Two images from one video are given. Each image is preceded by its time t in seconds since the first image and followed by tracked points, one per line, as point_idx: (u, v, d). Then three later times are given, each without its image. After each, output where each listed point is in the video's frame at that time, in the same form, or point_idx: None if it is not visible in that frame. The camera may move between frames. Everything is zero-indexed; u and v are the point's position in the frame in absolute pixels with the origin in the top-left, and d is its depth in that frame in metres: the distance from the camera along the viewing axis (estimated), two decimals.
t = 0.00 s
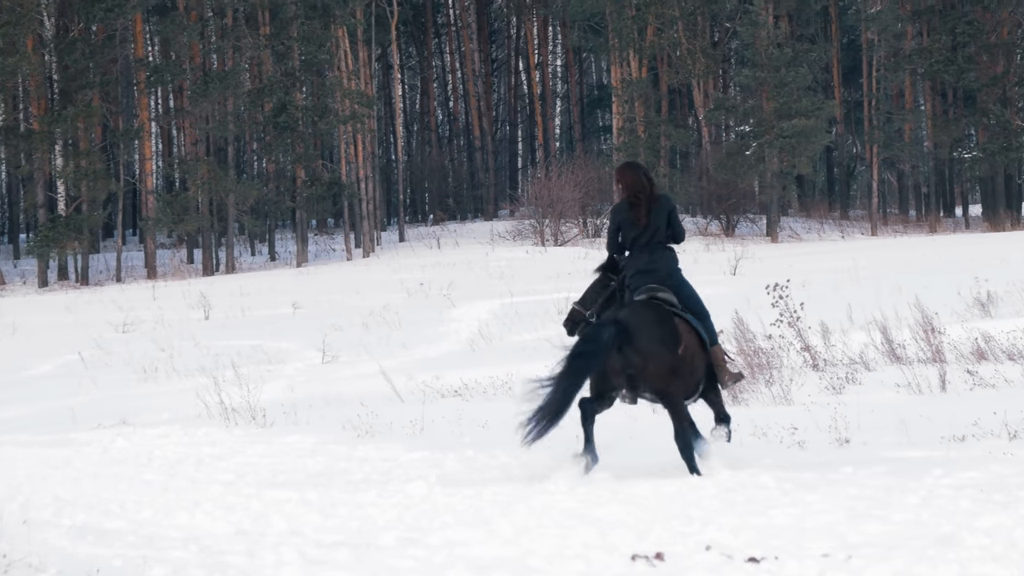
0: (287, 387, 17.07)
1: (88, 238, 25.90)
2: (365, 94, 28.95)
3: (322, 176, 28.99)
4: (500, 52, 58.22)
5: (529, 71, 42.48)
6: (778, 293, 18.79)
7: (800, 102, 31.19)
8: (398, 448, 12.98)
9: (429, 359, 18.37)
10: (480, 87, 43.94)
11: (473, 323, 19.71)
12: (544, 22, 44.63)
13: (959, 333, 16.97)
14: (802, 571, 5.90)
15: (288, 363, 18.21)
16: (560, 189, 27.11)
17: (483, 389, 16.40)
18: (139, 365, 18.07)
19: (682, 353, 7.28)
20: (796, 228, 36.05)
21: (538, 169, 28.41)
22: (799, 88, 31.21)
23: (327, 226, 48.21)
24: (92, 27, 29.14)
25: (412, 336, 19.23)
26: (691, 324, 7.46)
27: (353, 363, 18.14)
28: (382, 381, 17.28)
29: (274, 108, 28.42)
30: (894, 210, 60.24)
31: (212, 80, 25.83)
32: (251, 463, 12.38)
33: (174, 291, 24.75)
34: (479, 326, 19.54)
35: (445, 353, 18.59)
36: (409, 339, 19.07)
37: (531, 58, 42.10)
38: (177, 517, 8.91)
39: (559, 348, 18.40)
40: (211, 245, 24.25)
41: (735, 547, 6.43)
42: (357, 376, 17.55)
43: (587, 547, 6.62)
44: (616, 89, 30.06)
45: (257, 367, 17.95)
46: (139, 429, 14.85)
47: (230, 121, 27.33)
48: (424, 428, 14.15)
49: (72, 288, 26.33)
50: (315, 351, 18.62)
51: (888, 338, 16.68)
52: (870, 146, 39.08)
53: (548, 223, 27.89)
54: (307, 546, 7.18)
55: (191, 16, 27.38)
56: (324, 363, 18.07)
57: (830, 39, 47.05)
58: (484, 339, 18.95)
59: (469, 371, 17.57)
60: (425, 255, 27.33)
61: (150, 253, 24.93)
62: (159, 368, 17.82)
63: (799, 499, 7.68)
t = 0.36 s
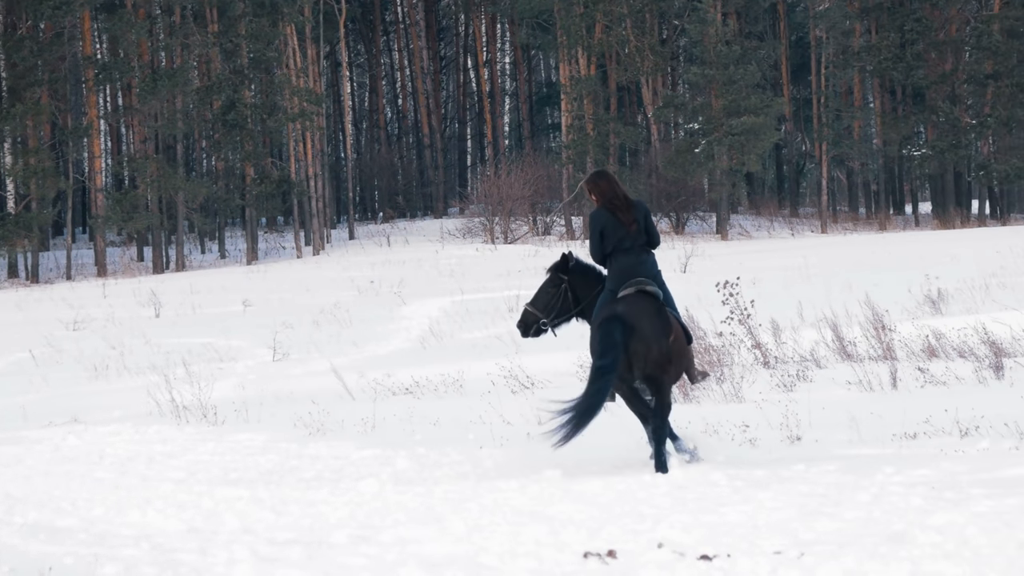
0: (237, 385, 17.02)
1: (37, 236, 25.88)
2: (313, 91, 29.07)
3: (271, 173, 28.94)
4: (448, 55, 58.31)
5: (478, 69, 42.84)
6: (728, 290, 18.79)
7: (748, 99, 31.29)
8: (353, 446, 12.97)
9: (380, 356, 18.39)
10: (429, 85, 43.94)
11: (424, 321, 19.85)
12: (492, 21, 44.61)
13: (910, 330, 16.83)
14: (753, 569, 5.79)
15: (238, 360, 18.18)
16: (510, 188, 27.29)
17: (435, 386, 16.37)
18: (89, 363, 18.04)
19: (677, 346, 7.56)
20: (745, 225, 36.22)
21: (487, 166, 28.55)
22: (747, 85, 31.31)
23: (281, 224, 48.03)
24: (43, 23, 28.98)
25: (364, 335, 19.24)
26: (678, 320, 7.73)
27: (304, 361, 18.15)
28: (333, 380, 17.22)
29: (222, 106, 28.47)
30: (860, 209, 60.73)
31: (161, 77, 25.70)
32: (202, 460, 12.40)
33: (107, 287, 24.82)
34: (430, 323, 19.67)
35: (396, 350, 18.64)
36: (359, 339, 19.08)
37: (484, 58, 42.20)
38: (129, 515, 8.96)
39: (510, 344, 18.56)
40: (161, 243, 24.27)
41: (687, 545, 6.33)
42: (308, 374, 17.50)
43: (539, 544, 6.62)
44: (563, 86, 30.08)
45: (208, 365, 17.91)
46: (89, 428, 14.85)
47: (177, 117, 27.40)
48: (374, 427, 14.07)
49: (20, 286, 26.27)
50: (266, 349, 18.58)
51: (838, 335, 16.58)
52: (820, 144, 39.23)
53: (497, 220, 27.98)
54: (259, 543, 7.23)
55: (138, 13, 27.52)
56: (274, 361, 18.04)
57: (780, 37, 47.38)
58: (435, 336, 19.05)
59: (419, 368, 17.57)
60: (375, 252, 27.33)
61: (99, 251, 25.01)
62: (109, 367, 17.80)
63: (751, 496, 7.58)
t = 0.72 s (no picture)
0: (224, 383, 17.05)
1: (22, 235, 25.91)
2: (298, 90, 29.09)
3: (256, 171, 28.90)
4: (438, 52, 58.29)
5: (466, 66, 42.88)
6: (714, 287, 18.78)
7: (733, 97, 31.20)
8: (339, 443, 12.95)
9: (367, 355, 18.39)
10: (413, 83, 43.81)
11: (409, 320, 19.86)
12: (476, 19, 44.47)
13: (897, 328, 16.80)
14: (741, 567, 5.77)
15: (225, 359, 18.19)
16: (495, 185, 27.28)
17: (420, 384, 16.36)
18: (76, 361, 18.06)
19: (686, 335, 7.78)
20: (729, 223, 36.24)
21: (472, 164, 28.55)
22: (732, 83, 31.26)
23: (271, 222, 47.94)
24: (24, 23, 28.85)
25: (350, 333, 19.22)
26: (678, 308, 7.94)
27: (289, 359, 18.16)
28: (319, 378, 17.24)
29: (207, 104, 28.50)
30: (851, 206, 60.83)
31: (145, 75, 25.71)
32: (189, 458, 12.39)
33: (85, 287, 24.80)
34: (415, 322, 19.68)
35: (382, 349, 18.65)
36: (345, 337, 19.07)
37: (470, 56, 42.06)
38: (115, 514, 8.96)
39: (498, 343, 18.57)
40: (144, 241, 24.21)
41: (674, 542, 6.30)
42: (294, 372, 17.51)
43: (526, 541, 6.62)
44: (547, 84, 30.07)
45: (195, 364, 17.94)
46: (75, 426, 14.87)
47: (163, 116, 27.42)
48: (359, 425, 14.06)
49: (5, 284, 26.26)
50: (252, 347, 18.61)
51: (825, 332, 16.59)
52: (805, 142, 39.18)
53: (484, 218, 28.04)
54: (247, 541, 7.22)
55: (122, 11, 27.51)
56: (259, 360, 18.05)
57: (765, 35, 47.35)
58: (421, 334, 19.06)
59: (405, 366, 17.58)
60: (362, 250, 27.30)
61: (85, 249, 25.05)
62: (95, 365, 17.80)
63: (737, 493, 7.54)
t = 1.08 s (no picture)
0: (223, 382, 16.97)
1: (22, 233, 25.67)
2: (296, 88, 29.10)
3: (256, 170, 28.72)
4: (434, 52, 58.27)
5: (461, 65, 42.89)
6: (712, 287, 18.78)
7: (732, 95, 31.40)
8: (338, 443, 12.92)
9: (366, 353, 18.37)
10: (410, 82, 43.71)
11: (409, 318, 19.86)
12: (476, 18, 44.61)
13: (897, 325, 17.00)
14: (741, 566, 5.77)
15: (225, 357, 18.11)
16: (493, 185, 27.30)
17: (420, 383, 16.35)
18: (75, 359, 17.95)
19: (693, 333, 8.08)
20: (729, 221, 36.48)
21: (472, 163, 28.59)
22: (731, 81, 31.50)
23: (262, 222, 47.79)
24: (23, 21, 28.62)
25: (349, 332, 19.19)
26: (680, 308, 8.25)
27: (289, 357, 18.13)
28: (318, 377, 17.20)
29: (205, 103, 28.38)
30: (843, 205, 61.27)
31: (144, 74, 25.53)
32: (189, 457, 12.35)
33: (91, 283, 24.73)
34: (415, 320, 19.68)
35: (382, 347, 18.63)
36: (344, 336, 19.04)
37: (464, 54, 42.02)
38: (116, 513, 8.93)
39: (497, 342, 18.59)
40: (146, 239, 24.08)
41: (675, 541, 6.32)
42: (293, 371, 17.45)
43: (527, 541, 6.62)
44: (547, 83, 30.18)
45: (195, 362, 17.85)
46: (74, 425, 14.78)
47: (161, 113, 27.31)
48: (361, 424, 14.04)
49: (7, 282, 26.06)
50: (251, 346, 18.55)
51: (824, 332, 16.68)
52: (804, 141, 39.51)
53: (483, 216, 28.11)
54: (247, 540, 7.21)
55: (120, 10, 27.37)
56: (258, 359, 17.98)
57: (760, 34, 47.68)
58: (421, 333, 19.05)
59: (405, 365, 17.56)
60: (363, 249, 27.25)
61: (85, 248, 24.89)
62: (95, 364, 17.67)
63: (738, 493, 7.55)
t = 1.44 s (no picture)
0: (233, 380, 17.05)
1: (31, 233, 25.67)
2: (304, 87, 29.23)
3: (263, 170, 28.77)
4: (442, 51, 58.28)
5: (469, 64, 42.89)
6: (721, 286, 18.76)
7: (739, 94, 31.46)
8: (345, 442, 12.94)
9: (375, 352, 18.40)
10: (418, 81, 43.74)
11: (417, 317, 19.88)
12: (483, 17, 44.63)
13: (904, 325, 16.97)
14: (751, 565, 5.75)
15: (234, 356, 18.17)
16: (501, 184, 27.32)
17: (429, 382, 16.37)
18: (84, 359, 18.02)
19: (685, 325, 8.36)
20: (737, 219, 36.46)
21: (479, 163, 28.61)
22: (737, 80, 31.53)
23: (269, 221, 47.81)
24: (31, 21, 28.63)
25: (357, 332, 19.22)
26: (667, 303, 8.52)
27: (298, 356, 18.17)
28: (327, 376, 17.24)
29: (213, 103, 28.43)
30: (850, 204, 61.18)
31: (151, 73, 25.56)
32: (198, 456, 12.38)
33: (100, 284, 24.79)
34: (423, 319, 19.69)
35: (390, 346, 18.66)
36: (353, 335, 19.08)
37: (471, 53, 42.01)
38: (126, 511, 8.96)
39: (504, 341, 18.61)
40: (154, 239, 24.12)
41: (684, 539, 6.29)
42: (302, 370, 17.50)
43: (536, 539, 6.61)
44: (554, 82, 30.22)
45: (203, 362, 17.90)
46: (84, 424, 14.81)
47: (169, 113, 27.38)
48: (369, 423, 14.06)
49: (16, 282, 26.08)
50: (260, 346, 18.60)
51: (833, 330, 16.67)
52: (811, 139, 39.44)
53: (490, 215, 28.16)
54: (257, 538, 7.20)
55: (127, 10, 27.44)
56: (268, 358, 18.04)
57: (767, 32, 47.63)
58: (429, 332, 19.08)
59: (413, 364, 17.59)
60: (369, 249, 27.28)
61: (93, 248, 24.91)
62: (104, 363, 17.73)
63: (746, 491, 7.55)
